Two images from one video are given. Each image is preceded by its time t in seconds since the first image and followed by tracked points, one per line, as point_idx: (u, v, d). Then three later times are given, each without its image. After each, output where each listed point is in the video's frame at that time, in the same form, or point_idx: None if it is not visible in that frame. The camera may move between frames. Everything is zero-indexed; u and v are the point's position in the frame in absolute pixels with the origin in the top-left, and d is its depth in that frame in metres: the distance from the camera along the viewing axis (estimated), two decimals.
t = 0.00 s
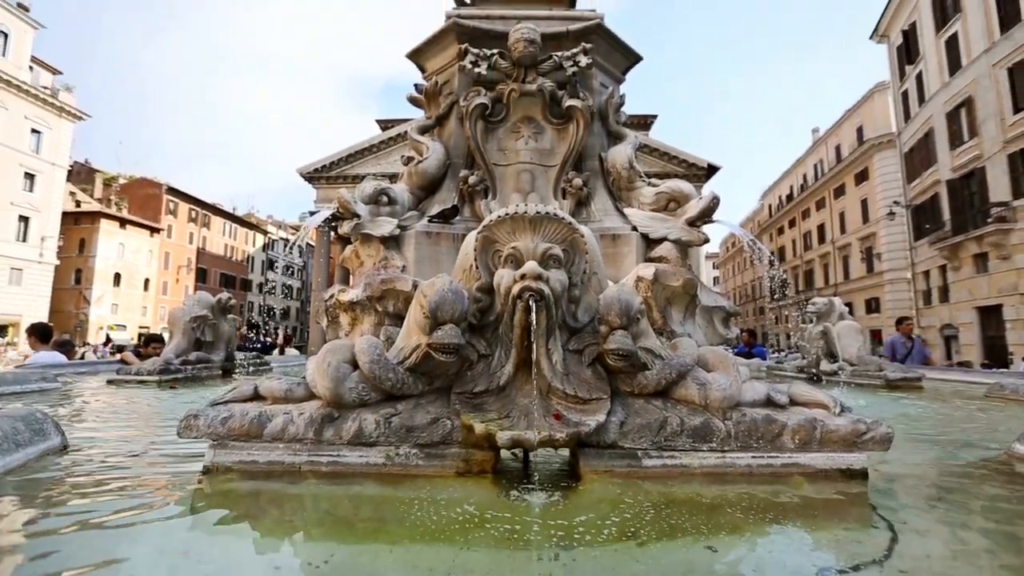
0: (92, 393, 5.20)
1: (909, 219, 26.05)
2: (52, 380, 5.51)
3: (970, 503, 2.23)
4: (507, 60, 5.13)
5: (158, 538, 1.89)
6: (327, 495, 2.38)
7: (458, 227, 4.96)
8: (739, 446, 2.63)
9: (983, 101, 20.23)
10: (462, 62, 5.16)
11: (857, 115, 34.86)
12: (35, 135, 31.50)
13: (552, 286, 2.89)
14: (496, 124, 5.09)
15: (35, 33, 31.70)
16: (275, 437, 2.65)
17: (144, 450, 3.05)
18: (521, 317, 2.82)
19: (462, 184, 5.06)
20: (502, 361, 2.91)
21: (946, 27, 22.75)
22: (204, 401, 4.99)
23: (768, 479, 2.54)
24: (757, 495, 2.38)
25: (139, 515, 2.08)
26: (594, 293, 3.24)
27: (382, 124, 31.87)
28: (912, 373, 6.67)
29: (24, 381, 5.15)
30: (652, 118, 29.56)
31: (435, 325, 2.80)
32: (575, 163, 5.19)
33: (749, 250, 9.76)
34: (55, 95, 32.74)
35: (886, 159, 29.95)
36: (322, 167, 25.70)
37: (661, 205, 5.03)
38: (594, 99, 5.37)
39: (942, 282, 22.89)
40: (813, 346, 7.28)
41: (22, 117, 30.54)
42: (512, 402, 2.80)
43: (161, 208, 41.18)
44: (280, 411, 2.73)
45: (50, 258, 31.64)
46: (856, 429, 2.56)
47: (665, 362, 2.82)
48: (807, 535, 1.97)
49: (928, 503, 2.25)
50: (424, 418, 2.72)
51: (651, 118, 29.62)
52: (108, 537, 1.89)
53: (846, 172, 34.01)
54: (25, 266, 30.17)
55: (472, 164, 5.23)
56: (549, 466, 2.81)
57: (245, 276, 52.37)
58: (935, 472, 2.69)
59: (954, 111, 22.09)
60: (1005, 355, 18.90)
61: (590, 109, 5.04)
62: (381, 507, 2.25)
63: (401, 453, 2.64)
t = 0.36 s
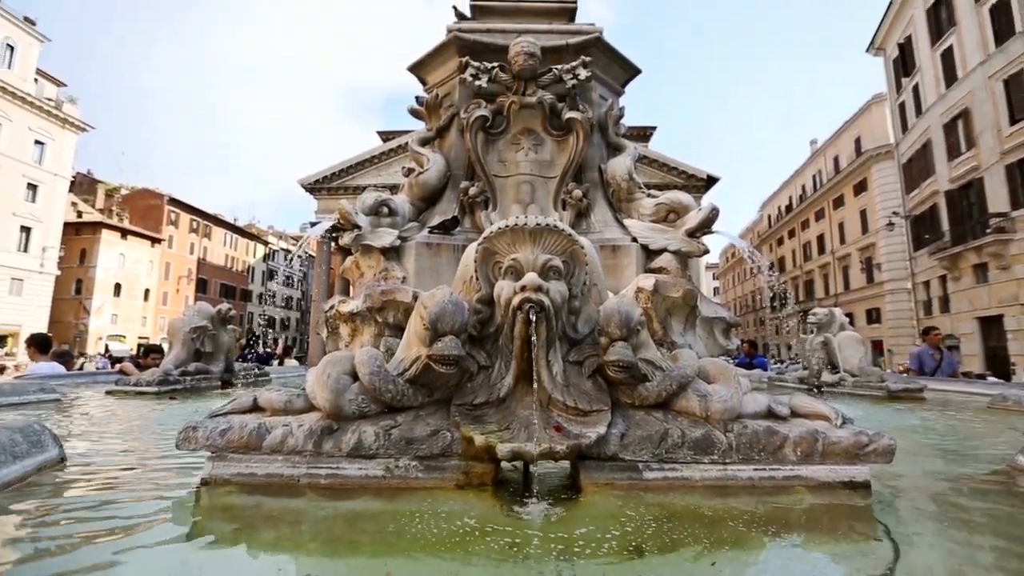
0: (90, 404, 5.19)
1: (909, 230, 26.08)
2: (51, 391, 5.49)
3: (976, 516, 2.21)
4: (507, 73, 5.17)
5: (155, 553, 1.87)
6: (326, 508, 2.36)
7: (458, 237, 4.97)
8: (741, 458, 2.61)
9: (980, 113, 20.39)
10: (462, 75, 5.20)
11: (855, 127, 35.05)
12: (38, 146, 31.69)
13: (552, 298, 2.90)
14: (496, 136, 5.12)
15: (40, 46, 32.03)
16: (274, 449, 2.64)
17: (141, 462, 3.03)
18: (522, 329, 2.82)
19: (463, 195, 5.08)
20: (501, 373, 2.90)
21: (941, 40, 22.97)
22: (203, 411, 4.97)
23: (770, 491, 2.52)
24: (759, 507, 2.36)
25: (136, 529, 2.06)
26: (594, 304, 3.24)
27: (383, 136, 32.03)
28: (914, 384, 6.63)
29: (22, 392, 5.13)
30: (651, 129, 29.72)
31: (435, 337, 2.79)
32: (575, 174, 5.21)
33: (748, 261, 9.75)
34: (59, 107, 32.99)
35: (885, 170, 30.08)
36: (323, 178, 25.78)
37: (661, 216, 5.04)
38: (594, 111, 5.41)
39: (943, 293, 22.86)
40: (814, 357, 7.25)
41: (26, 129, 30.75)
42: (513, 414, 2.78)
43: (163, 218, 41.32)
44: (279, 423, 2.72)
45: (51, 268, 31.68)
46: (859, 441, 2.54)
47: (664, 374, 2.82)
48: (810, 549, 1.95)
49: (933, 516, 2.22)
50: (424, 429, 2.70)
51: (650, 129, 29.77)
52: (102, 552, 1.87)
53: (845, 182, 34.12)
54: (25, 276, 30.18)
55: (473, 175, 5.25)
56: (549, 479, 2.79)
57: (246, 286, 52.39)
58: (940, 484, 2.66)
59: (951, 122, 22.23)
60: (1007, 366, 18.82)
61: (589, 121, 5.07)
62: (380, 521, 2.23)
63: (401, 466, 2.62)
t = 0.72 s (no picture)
0: (89, 415, 5.16)
1: (908, 241, 26.09)
2: (49, 403, 5.47)
3: (981, 530, 2.19)
4: (508, 86, 5.22)
5: (154, 568, 1.85)
6: (325, 521, 2.34)
7: (459, 250, 4.98)
8: (743, 472, 2.59)
9: (977, 126, 20.52)
10: (463, 89, 5.23)
11: (853, 139, 35.26)
12: (42, 158, 31.89)
13: (552, 310, 2.90)
14: (496, 148, 5.15)
15: (47, 60, 32.43)
16: (273, 462, 2.63)
17: (139, 476, 3.01)
18: (522, 341, 2.82)
19: (463, 207, 5.10)
20: (502, 385, 2.90)
21: (937, 54, 23.18)
22: (201, 423, 4.94)
23: (773, 504, 2.50)
24: (761, 521, 2.34)
25: (134, 543, 2.05)
26: (594, 316, 3.25)
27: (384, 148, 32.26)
28: (916, 396, 6.60)
29: (21, 404, 5.11)
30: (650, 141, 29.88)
31: (435, 349, 2.79)
32: (575, 187, 5.23)
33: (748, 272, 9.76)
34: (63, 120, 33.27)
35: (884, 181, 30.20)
36: (324, 190, 25.89)
37: (661, 228, 5.05)
38: (594, 124, 5.45)
39: (944, 304, 22.81)
40: (816, 369, 7.22)
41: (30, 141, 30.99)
42: (513, 427, 2.77)
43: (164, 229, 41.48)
44: (279, 435, 2.71)
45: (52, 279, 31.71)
46: (861, 454, 2.53)
47: (665, 386, 2.82)
48: (814, 564, 1.94)
49: (940, 530, 2.20)
50: (424, 442, 2.69)
51: (650, 141, 29.94)
52: (100, 567, 1.85)
53: (844, 194, 34.23)
54: (26, 287, 30.19)
55: (473, 187, 5.27)
56: (550, 492, 2.77)
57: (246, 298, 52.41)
58: (946, 498, 2.63)
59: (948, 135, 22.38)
60: (1010, 377, 18.71)
61: (589, 134, 5.11)
62: (379, 535, 2.21)
63: (401, 479, 2.60)
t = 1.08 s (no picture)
0: (87, 427, 5.14)
1: (908, 252, 26.09)
2: (48, 414, 5.44)
3: (989, 544, 2.16)
4: (508, 99, 5.26)
5: None
6: (324, 536, 2.32)
7: (459, 261, 4.98)
8: (745, 485, 2.57)
9: (974, 137, 20.63)
10: (464, 101, 5.26)
11: (852, 150, 35.44)
12: (45, 169, 32.06)
13: (552, 322, 2.91)
14: (497, 160, 5.17)
15: (52, 73, 32.76)
16: (272, 474, 2.61)
17: (138, 489, 2.99)
18: (522, 353, 2.83)
19: (464, 218, 5.10)
20: (503, 397, 2.89)
21: (933, 66, 23.37)
22: (200, 435, 4.91)
23: (776, 518, 2.48)
24: (764, 535, 2.32)
25: (130, 558, 2.02)
26: (595, 327, 3.25)
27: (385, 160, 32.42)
28: (918, 407, 6.56)
29: (19, 415, 5.08)
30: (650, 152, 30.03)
31: (435, 360, 2.79)
32: (575, 198, 5.24)
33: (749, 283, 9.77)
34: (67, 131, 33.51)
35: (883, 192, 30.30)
36: (326, 202, 25.99)
37: (661, 239, 5.06)
38: (594, 135, 5.47)
39: (945, 314, 22.76)
40: (817, 380, 7.19)
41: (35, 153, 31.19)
42: (513, 439, 2.76)
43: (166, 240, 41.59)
44: (279, 447, 2.69)
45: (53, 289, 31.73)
46: (864, 466, 2.51)
47: (666, 398, 2.81)
48: None
49: (944, 545, 2.18)
50: (424, 454, 2.68)
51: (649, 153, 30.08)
52: None
53: (844, 205, 34.31)
54: (27, 298, 30.19)
55: (474, 198, 5.29)
56: (551, 505, 2.75)
57: (246, 308, 52.40)
58: (950, 512, 2.61)
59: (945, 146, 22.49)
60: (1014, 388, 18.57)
61: (589, 146, 5.13)
62: (377, 549, 2.19)
63: (400, 492, 2.59)
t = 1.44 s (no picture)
0: (86, 440, 5.12)
1: (909, 263, 26.07)
2: (46, 427, 5.42)
3: (996, 559, 2.13)
4: (508, 113, 5.30)
5: None
6: (323, 550, 2.30)
7: (460, 273, 4.98)
8: (748, 499, 2.55)
9: (972, 149, 20.74)
10: (465, 115, 5.30)
11: (851, 162, 35.60)
12: (49, 181, 32.25)
13: (553, 335, 2.91)
14: (498, 173, 5.19)
15: (57, 86, 33.13)
16: (271, 488, 2.59)
17: (135, 503, 2.97)
18: (523, 366, 2.83)
19: (464, 231, 5.12)
20: (503, 411, 2.88)
21: (929, 80, 23.56)
22: (198, 448, 4.88)
23: (779, 533, 2.45)
24: (767, 551, 2.30)
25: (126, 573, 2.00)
26: (595, 340, 3.25)
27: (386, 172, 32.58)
28: (922, 420, 6.51)
29: (17, 428, 5.06)
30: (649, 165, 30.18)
31: (436, 373, 2.79)
32: (576, 211, 5.25)
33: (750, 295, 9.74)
34: (72, 144, 33.76)
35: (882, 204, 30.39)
36: (327, 214, 26.10)
37: (661, 251, 5.06)
38: (594, 148, 5.50)
39: (947, 326, 22.70)
40: (820, 392, 7.15)
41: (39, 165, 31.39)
42: (513, 452, 2.74)
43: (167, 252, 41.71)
44: (277, 461, 2.68)
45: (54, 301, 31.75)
46: (867, 481, 2.49)
47: (668, 411, 2.80)
48: None
49: (950, 560, 2.15)
50: (424, 468, 2.66)
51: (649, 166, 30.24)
52: None
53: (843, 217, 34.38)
54: (27, 309, 30.19)
55: (474, 211, 5.30)
56: (552, 520, 2.72)
57: (247, 320, 52.38)
58: (956, 527, 2.58)
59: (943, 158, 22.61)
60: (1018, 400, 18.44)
61: (589, 159, 5.15)
62: (377, 564, 2.17)
63: (400, 506, 2.56)
